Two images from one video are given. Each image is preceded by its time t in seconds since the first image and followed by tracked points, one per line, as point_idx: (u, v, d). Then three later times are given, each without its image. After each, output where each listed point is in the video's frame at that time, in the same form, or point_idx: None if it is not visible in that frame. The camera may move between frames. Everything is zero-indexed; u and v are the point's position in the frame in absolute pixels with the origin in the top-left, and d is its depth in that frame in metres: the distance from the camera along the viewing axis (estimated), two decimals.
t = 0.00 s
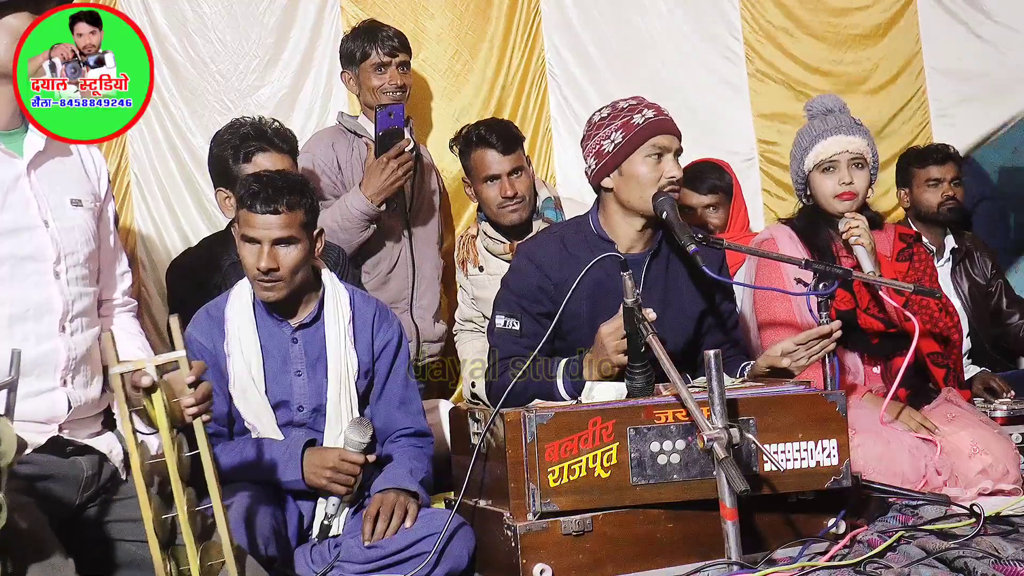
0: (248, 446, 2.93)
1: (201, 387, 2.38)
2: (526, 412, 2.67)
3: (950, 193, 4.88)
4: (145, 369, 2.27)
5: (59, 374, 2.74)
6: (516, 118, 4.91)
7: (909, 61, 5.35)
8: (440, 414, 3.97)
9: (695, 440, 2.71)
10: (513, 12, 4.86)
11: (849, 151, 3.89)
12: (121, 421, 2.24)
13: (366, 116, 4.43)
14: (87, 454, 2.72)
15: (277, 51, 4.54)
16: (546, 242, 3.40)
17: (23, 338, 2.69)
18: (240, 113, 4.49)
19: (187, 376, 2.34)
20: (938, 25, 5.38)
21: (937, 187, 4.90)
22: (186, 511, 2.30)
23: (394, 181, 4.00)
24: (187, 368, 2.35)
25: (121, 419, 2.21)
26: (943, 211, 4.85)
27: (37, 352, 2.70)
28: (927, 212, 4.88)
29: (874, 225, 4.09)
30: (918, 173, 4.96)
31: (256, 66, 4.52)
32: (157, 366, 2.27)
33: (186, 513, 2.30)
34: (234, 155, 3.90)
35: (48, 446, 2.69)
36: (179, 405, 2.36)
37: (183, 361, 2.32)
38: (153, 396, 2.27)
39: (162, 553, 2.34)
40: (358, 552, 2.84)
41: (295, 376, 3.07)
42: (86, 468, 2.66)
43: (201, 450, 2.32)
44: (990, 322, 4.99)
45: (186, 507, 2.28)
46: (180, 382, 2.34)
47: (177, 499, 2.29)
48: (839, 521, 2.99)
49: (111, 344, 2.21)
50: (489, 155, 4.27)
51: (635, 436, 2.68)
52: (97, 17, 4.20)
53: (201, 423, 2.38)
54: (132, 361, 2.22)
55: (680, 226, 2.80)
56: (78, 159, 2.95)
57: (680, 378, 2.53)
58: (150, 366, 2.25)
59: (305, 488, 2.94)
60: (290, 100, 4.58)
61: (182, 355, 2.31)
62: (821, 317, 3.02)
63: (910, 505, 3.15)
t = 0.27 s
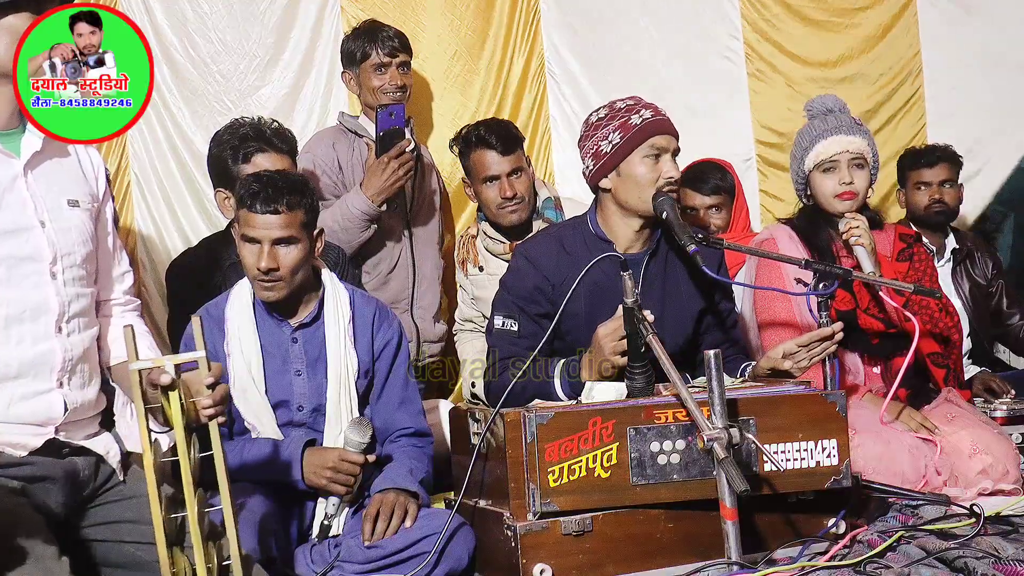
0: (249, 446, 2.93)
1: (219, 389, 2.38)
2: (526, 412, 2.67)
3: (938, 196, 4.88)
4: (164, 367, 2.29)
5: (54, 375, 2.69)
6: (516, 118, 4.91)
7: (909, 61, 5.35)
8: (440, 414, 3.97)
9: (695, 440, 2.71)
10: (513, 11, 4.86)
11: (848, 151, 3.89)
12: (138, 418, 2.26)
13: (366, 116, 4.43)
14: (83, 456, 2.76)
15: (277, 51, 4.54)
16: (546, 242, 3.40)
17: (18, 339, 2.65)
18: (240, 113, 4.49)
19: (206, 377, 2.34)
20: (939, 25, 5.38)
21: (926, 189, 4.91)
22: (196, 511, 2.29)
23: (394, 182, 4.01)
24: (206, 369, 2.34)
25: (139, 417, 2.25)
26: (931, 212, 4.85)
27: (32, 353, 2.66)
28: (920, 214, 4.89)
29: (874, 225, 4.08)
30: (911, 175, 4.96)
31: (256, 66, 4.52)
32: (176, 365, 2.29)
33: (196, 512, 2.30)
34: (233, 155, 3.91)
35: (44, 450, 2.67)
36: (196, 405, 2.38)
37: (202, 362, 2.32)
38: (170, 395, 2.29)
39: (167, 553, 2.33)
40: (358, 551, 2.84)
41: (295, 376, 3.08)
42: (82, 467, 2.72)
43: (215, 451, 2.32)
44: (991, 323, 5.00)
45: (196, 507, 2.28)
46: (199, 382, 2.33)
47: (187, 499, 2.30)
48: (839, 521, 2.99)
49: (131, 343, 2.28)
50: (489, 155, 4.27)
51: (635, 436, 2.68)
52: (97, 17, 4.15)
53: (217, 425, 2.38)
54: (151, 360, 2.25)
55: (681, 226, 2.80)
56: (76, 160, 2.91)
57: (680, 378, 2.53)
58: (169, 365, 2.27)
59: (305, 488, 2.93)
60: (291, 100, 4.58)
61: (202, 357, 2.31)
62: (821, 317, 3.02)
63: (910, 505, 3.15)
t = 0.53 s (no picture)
0: (249, 446, 2.93)
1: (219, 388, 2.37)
2: (526, 412, 2.67)
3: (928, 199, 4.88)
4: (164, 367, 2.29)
5: (53, 375, 2.69)
6: (517, 118, 4.91)
7: (908, 61, 5.35)
8: (440, 414, 3.97)
9: (695, 440, 2.71)
10: (513, 11, 4.87)
11: (850, 151, 3.90)
12: (137, 418, 2.26)
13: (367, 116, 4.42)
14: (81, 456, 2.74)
15: (277, 51, 4.54)
16: (545, 241, 3.40)
17: (17, 339, 2.65)
18: (240, 113, 4.49)
19: (206, 378, 2.33)
20: (939, 26, 5.38)
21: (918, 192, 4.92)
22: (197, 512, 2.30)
23: (394, 182, 4.01)
24: (207, 369, 2.33)
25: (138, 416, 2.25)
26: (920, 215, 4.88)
27: (31, 352, 2.66)
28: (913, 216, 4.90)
29: (874, 225, 4.08)
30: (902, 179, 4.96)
31: (256, 66, 4.52)
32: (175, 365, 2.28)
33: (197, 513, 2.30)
34: (234, 155, 3.91)
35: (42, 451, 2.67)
36: (196, 406, 2.37)
37: (202, 363, 2.31)
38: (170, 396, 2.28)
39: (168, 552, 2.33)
40: (358, 552, 2.84)
41: (295, 375, 3.07)
42: (81, 467, 2.68)
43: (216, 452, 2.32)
44: (990, 323, 5.00)
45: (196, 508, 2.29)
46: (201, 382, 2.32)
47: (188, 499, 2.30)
48: (839, 521, 2.99)
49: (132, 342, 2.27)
50: (488, 155, 4.27)
51: (635, 436, 2.68)
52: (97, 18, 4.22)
53: (217, 425, 2.38)
54: (151, 359, 2.26)
55: (681, 226, 2.80)
56: (74, 160, 2.91)
57: (680, 378, 2.53)
58: (169, 365, 2.27)
59: (305, 488, 2.94)
60: (290, 100, 4.58)
61: (202, 357, 2.31)
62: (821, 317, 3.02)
63: (910, 505, 3.15)
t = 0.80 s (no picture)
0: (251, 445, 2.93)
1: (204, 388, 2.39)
2: (526, 412, 2.67)
3: (919, 204, 4.88)
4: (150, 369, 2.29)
5: (52, 374, 2.69)
6: (517, 119, 4.91)
7: (908, 61, 5.35)
8: (440, 414, 3.97)
9: (695, 440, 2.71)
10: (514, 11, 4.86)
11: (851, 151, 3.89)
12: (126, 424, 2.26)
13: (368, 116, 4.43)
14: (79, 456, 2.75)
15: (277, 52, 4.54)
16: (544, 242, 3.40)
17: (17, 338, 2.64)
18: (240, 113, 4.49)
19: (191, 377, 2.34)
20: (939, 25, 5.38)
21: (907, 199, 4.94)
22: (188, 513, 2.29)
23: (395, 181, 4.01)
24: (191, 368, 2.35)
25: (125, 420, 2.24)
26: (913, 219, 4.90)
27: (30, 351, 2.66)
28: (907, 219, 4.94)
29: (874, 225, 4.08)
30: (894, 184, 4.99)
31: (256, 66, 4.52)
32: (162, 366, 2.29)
33: (188, 514, 2.29)
34: (235, 155, 3.91)
35: (40, 451, 2.66)
36: (182, 405, 2.37)
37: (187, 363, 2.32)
38: (157, 396, 2.29)
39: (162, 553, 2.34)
40: (358, 552, 2.84)
41: (295, 375, 3.07)
42: (78, 467, 2.69)
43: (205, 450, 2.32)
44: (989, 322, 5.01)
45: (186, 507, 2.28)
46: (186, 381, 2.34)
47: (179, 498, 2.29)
48: (839, 521, 2.99)
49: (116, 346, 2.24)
50: (489, 155, 4.27)
51: (635, 436, 2.68)
52: (96, 17, 4.08)
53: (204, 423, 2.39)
54: (136, 361, 2.25)
55: (681, 226, 2.80)
56: (73, 159, 2.91)
57: (680, 378, 2.53)
58: (156, 366, 2.27)
59: (305, 488, 2.94)
60: (291, 101, 4.58)
61: (186, 356, 2.32)
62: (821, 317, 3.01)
63: (910, 505, 3.15)
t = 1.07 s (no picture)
0: (252, 446, 2.94)
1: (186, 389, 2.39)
2: (526, 412, 2.67)
3: (916, 206, 4.88)
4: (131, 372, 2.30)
5: (54, 373, 2.70)
6: (516, 119, 4.91)
7: (908, 61, 5.34)
8: (440, 414, 3.97)
9: (695, 440, 2.71)
10: (514, 11, 4.87)
11: (852, 151, 3.89)
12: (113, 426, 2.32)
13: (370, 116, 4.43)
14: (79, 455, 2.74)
15: (277, 52, 4.55)
16: (544, 241, 3.41)
17: (18, 337, 2.64)
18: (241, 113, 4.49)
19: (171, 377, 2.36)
20: (939, 25, 5.38)
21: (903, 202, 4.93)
22: (178, 513, 2.34)
23: (396, 181, 4.01)
24: (170, 368, 2.37)
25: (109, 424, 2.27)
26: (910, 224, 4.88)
27: (30, 351, 2.66)
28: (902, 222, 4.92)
29: (874, 225, 4.08)
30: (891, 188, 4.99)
31: (256, 66, 4.52)
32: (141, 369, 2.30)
33: (178, 515, 2.34)
34: (235, 155, 3.91)
35: (40, 450, 2.66)
36: (165, 406, 2.37)
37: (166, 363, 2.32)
38: (139, 399, 2.32)
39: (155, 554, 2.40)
40: (358, 552, 2.84)
41: (295, 376, 3.07)
42: (78, 466, 2.68)
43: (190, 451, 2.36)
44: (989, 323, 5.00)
45: (174, 507, 2.33)
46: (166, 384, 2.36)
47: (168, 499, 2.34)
48: (839, 521, 2.99)
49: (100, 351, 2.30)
50: (489, 155, 4.27)
51: (635, 436, 2.68)
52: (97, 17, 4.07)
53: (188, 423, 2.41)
54: (117, 364, 2.28)
55: (680, 226, 2.81)
56: (73, 159, 2.91)
57: (680, 378, 2.53)
58: (134, 370, 2.28)
59: (305, 488, 2.94)
60: (291, 101, 4.59)
61: (165, 356, 2.32)
62: (821, 317, 3.01)
63: (910, 505, 3.15)
